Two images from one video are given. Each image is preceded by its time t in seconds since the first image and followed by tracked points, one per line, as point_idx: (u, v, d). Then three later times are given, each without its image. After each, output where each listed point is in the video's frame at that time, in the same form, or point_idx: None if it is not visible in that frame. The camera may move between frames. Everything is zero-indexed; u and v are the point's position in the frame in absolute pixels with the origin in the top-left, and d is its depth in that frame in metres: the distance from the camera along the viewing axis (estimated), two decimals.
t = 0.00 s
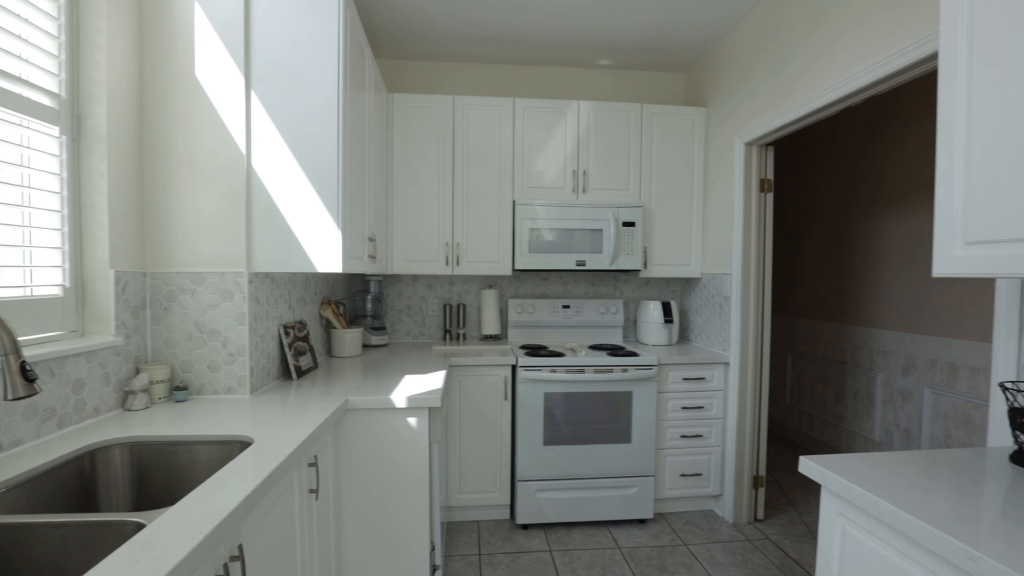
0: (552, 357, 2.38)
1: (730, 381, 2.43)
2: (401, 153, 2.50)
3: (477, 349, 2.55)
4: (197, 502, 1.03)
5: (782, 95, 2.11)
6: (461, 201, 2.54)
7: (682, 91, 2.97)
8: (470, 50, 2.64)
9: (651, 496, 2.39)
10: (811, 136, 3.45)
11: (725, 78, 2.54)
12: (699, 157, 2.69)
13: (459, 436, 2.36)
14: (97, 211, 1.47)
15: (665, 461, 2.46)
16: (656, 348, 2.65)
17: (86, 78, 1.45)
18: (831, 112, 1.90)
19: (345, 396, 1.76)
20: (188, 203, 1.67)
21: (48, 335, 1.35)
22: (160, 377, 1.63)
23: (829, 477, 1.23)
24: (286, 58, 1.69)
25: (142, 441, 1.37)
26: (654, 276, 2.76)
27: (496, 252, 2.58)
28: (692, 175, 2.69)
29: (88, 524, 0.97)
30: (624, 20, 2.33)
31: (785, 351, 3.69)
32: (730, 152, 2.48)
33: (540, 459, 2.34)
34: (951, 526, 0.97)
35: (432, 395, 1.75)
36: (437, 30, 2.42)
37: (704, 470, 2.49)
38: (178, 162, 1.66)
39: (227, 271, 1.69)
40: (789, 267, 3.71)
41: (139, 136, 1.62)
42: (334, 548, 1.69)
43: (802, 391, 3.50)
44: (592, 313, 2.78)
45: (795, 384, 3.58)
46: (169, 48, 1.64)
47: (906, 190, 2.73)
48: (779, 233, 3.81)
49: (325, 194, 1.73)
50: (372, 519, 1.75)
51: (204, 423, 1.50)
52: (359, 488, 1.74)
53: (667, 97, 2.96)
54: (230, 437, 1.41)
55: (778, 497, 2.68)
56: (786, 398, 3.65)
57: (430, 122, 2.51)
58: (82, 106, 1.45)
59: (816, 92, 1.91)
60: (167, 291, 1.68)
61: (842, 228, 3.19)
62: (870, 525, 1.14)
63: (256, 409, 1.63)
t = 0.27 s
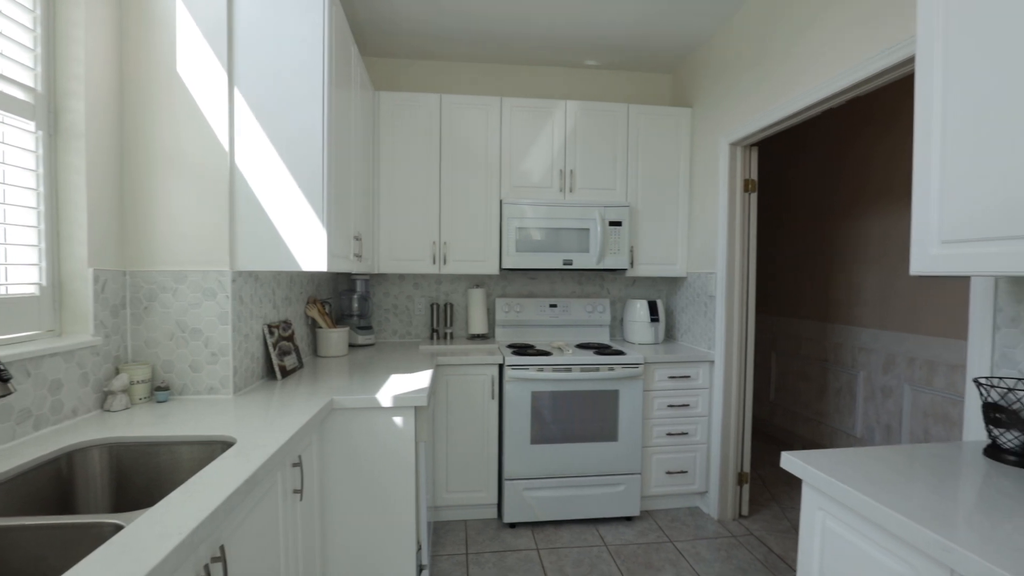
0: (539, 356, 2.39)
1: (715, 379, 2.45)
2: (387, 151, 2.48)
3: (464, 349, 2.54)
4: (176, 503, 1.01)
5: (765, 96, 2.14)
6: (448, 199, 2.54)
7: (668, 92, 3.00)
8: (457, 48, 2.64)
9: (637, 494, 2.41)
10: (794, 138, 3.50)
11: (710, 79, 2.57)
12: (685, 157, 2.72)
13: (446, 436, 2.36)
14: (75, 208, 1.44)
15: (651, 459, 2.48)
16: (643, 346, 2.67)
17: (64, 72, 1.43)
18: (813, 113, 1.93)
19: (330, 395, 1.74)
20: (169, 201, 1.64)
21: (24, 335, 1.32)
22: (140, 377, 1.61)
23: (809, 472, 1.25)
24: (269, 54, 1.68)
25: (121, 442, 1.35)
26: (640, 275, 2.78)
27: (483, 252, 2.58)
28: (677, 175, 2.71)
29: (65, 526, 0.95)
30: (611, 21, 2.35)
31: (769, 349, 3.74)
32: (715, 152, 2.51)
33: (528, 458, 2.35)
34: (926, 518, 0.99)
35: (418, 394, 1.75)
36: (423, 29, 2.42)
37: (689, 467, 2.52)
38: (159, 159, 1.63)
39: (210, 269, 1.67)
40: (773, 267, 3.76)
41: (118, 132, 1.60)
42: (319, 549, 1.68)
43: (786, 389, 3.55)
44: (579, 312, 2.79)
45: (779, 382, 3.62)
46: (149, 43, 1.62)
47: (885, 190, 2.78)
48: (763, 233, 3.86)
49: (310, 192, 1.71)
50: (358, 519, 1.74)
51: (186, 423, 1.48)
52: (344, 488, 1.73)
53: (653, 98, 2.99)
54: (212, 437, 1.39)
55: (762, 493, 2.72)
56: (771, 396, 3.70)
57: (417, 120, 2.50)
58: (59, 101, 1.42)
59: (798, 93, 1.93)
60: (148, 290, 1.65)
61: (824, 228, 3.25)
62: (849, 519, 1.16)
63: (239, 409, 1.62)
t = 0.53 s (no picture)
0: (526, 355, 2.39)
1: (702, 378, 2.48)
2: (374, 150, 2.47)
3: (452, 348, 2.54)
4: (158, 504, 1.00)
5: (750, 97, 2.17)
6: (436, 199, 2.54)
7: (655, 92, 3.02)
8: (445, 48, 2.63)
9: (625, 492, 2.43)
10: (779, 139, 3.55)
11: (696, 80, 2.60)
12: (671, 158, 2.74)
13: (434, 435, 2.35)
14: (53, 206, 1.42)
15: (639, 457, 2.50)
16: (631, 345, 2.69)
17: (41, 68, 1.40)
18: (797, 115, 1.96)
19: (316, 395, 1.73)
20: (151, 199, 1.62)
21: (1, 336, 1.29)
22: (122, 378, 1.58)
23: (791, 467, 1.27)
24: (255, 51, 1.66)
25: (101, 444, 1.33)
26: (628, 275, 2.80)
27: (472, 251, 2.58)
28: (664, 175, 2.74)
29: (43, 529, 0.93)
30: (598, 21, 2.36)
31: (755, 348, 3.79)
32: (701, 152, 2.53)
33: (516, 457, 2.35)
34: (905, 512, 1.01)
35: (405, 393, 1.74)
36: (410, 28, 2.42)
37: (677, 465, 2.54)
38: (140, 156, 1.61)
39: (194, 269, 1.65)
40: (758, 266, 3.81)
41: (99, 129, 1.57)
42: (305, 550, 1.67)
43: (771, 387, 3.60)
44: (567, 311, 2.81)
45: (765, 380, 3.67)
46: (130, 39, 1.60)
47: (867, 191, 2.83)
48: (749, 233, 3.91)
49: (295, 190, 1.70)
50: (344, 520, 1.73)
51: (169, 425, 1.46)
52: (331, 489, 1.72)
53: (640, 98, 3.01)
54: (195, 438, 1.37)
55: (748, 490, 2.75)
56: (757, 394, 3.74)
57: (404, 118, 2.49)
58: (36, 97, 1.40)
59: (782, 95, 1.96)
60: (130, 289, 1.63)
61: (808, 228, 3.29)
62: (830, 514, 1.18)
63: (224, 409, 1.60)
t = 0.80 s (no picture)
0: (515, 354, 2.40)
1: (689, 377, 2.50)
2: (362, 148, 2.46)
3: (441, 347, 2.54)
4: (139, 503, 0.99)
5: (737, 98, 2.19)
6: (425, 197, 2.53)
7: (643, 93, 3.05)
8: (434, 46, 2.63)
9: (613, 490, 2.44)
10: (764, 139, 3.59)
11: (684, 81, 2.62)
12: (659, 158, 2.76)
13: (422, 435, 2.35)
14: (32, 202, 1.39)
15: (627, 455, 2.51)
16: (619, 344, 2.70)
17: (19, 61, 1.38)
18: (782, 115, 1.98)
19: (302, 394, 1.72)
20: (134, 195, 1.60)
21: None
22: (103, 378, 1.56)
23: (774, 462, 1.29)
24: (241, 47, 1.65)
25: (82, 445, 1.31)
26: (616, 274, 2.82)
27: (460, 250, 2.58)
28: (652, 175, 2.76)
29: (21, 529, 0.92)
30: (587, 21, 2.37)
31: (742, 347, 3.83)
32: (688, 152, 2.55)
33: (505, 456, 2.35)
34: (885, 506, 1.03)
35: (393, 392, 1.73)
36: (399, 26, 2.41)
37: (664, 463, 2.56)
38: (122, 152, 1.59)
39: (178, 267, 1.64)
40: (745, 265, 3.85)
41: (79, 125, 1.55)
42: (291, 550, 1.66)
43: (758, 385, 3.64)
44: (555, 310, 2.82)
45: (751, 378, 3.71)
46: (111, 33, 1.58)
47: (852, 192, 2.87)
48: (736, 232, 3.95)
49: (281, 188, 1.69)
50: (331, 520, 1.72)
51: (153, 424, 1.44)
52: (317, 488, 1.71)
53: (629, 98, 3.03)
54: (179, 438, 1.36)
55: (735, 487, 2.78)
56: (744, 392, 3.78)
57: (392, 116, 2.48)
58: (14, 91, 1.37)
59: (768, 96, 1.99)
60: (112, 287, 1.61)
61: (793, 228, 3.34)
62: (813, 508, 1.19)
63: (208, 409, 1.58)
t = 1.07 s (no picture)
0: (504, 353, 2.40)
1: (677, 375, 2.52)
2: (351, 145, 2.45)
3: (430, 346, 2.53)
4: (118, 502, 0.97)
5: (724, 98, 2.21)
6: (413, 195, 2.53)
7: (632, 93, 3.07)
8: (424, 44, 2.63)
9: (602, 488, 2.45)
10: (751, 140, 3.64)
11: (671, 81, 2.65)
12: (647, 157, 2.78)
13: (411, 434, 2.34)
14: (9, 197, 1.37)
15: (615, 453, 2.52)
16: (607, 343, 2.71)
17: None
18: (766, 115, 2.01)
19: (288, 393, 1.70)
20: (115, 190, 1.58)
21: None
22: (84, 377, 1.53)
23: (760, 457, 1.30)
24: (227, 42, 1.64)
25: (62, 444, 1.28)
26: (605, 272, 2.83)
27: (449, 249, 2.58)
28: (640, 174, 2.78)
29: None
30: (576, 20, 2.39)
31: (730, 345, 3.86)
32: (676, 151, 2.58)
33: (493, 454, 2.35)
34: (866, 498, 1.04)
35: (380, 390, 1.73)
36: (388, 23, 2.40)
37: (652, 460, 2.57)
38: (103, 147, 1.57)
39: (161, 264, 1.62)
40: (732, 265, 3.89)
41: (59, 118, 1.52)
42: (277, 549, 1.64)
43: (745, 383, 3.67)
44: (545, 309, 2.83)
45: (739, 376, 3.74)
46: (92, 25, 1.55)
47: (836, 191, 2.91)
48: (723, 232, 3.99)
49: (268, 184, 1.68)
50: (317, 519, 1.71)
51: (135, 423, 1.42)
52: (303, 487, 1.69)
53: (618, 98, 3.05)
54: (161, 437, 1.34)
55: (722, 484, 2.80)
56: (731, 390, 3.82)
57: (381, 114, 2.47)
58: None
59: (753, 96, 2.01)
60: (93, 284, 1.58)
61: (779, 227, 3.38)
62: (798, 502, 1.20)
63: (192, 407, 1.56)
